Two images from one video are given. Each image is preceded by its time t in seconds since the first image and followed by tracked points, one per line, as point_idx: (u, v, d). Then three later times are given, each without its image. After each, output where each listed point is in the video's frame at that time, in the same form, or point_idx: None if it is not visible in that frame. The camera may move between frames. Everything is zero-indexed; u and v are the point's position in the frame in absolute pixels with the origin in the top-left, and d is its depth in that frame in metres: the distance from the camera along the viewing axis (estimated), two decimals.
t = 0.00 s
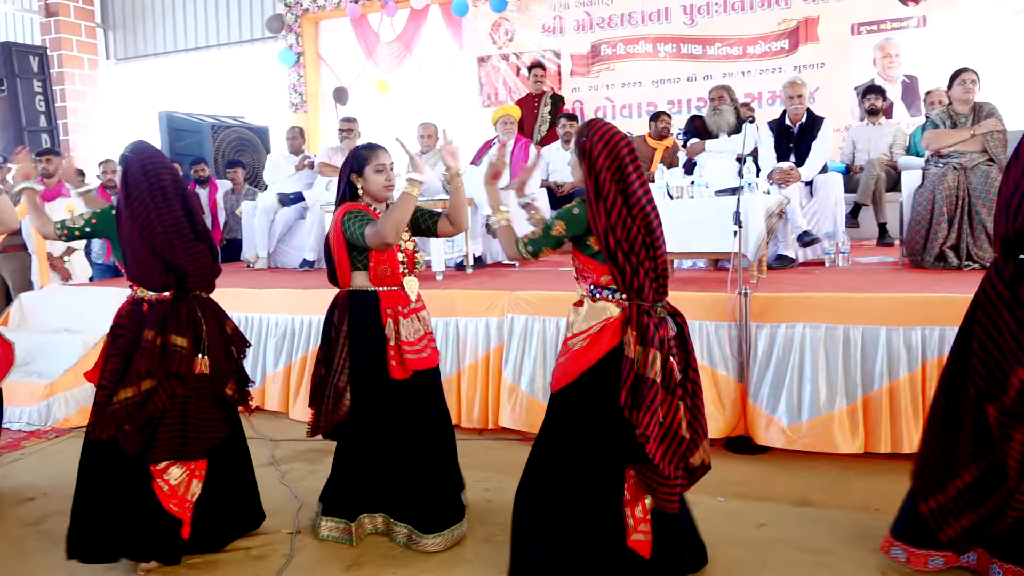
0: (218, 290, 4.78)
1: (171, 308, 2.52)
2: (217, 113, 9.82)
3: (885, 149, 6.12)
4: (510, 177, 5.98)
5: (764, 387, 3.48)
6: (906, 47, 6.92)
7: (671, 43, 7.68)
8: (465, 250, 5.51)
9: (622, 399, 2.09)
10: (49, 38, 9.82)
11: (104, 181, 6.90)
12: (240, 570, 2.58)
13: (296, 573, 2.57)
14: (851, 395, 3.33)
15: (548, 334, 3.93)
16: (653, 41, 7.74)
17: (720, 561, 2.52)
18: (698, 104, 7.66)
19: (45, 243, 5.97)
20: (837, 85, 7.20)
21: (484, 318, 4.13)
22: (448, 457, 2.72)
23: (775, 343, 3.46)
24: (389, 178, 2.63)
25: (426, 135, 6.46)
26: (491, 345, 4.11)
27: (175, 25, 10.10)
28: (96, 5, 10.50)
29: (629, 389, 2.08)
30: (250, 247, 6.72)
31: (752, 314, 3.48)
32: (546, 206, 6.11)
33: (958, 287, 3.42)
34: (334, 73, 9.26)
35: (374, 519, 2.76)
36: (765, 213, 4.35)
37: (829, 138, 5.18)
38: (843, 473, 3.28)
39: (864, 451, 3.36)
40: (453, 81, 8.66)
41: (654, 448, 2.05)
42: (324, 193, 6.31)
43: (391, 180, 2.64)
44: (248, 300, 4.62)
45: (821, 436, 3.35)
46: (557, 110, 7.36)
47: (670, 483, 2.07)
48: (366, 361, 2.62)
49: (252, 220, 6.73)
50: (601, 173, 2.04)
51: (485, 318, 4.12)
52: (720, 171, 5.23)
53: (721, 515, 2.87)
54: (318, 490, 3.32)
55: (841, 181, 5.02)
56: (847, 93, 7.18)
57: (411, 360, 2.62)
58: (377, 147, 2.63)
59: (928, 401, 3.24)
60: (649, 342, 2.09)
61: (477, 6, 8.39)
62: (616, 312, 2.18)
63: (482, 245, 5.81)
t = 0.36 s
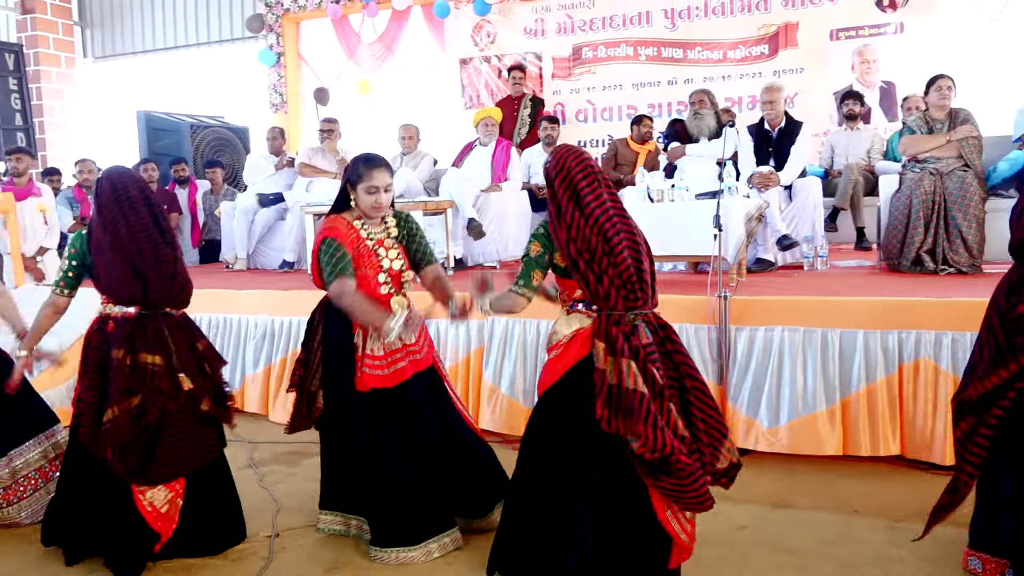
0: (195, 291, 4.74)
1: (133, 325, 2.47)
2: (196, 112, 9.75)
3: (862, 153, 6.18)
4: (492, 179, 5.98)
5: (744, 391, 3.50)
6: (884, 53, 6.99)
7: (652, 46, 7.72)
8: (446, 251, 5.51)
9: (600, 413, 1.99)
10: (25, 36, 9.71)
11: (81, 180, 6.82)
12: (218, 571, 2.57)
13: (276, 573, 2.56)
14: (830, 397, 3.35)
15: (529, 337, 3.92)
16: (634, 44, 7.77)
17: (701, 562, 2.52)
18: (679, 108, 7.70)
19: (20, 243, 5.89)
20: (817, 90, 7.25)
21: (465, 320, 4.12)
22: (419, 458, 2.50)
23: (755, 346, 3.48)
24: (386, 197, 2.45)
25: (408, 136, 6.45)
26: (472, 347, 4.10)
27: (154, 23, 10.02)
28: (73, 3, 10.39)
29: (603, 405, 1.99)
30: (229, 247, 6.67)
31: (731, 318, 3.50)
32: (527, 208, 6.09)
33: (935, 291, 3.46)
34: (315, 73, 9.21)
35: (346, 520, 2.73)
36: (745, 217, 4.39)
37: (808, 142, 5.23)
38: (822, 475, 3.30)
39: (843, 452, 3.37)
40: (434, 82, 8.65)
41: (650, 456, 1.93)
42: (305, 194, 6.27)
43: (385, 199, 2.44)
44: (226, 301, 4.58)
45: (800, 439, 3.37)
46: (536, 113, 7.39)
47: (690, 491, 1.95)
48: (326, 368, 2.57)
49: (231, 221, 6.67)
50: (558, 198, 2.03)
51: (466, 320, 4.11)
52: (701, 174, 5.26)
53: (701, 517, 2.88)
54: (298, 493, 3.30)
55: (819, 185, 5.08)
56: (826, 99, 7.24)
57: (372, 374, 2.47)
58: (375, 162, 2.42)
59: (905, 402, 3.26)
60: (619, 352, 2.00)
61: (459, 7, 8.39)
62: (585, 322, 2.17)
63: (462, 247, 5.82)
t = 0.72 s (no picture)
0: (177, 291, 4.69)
1: (63, 314, 2.55)
2: (178, 111, 9.67)
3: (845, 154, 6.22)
4: (477, 178, 5.97)
5: (728, 392, 3.51)
6: (866, 54, 7.03)
7: (637, 46, 7.74)
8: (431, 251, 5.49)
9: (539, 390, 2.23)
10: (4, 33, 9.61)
11: (61, 179, 6.75)
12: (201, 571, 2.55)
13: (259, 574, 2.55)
14: (813, 397, 3.37)
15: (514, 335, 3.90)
16: (619, 44, 7.79)
17: (681, 561, 2.51)
18: (663, 108, 7.72)
19: None
20: (800, 90, 7.29)
21: (450, 320, 4.09)
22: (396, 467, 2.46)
23: (739, 345, 3.49)
24: (381, 224, 2.31)
25: (392, 136, 6.43)
26: (457, 347, 4.08)
27: (136, 21, 9.96)
28: None
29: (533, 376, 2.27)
30: (212, 247, 6.62)
31: (716, 317, 3.51)
32: (512, 207, 6.07)
33: (916, 291, 3.49)
34: (299, 72, 9.17)
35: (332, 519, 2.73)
36: (728, 217, 4.41)
37: (792, 143, 5.25)
38: (806, 474, 3.32)
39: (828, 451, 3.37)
40: (419, 81, 8.63)
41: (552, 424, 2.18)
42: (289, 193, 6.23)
43: (379, 227, 2.31)
44: (209, 301, 4.55)
45: (785, 438, 3.39)
46: (518, 112, 7.40)
47: (588, 475, 2.13)
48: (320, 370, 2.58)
49: (214, 220, 6.63)
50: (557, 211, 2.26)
51: (451, 320, 4.10)
52: (686, 175, 5.27)
53: (686, 516, 2.89)
54: (282, 493, 3.29)
55: (803, 185, 5.11)
56: (809, 100, 7.28)
57: (354, 385, 2.44)
58: (369, 190, 2.26)
59: (889, 401, 3.27)
60: (559, 334, 2.23)
61: (445, 6, 8.37)
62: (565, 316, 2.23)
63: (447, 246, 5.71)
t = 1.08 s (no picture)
0: (156, 289, 4.65)
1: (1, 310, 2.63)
2: (158, 108, 9.59)
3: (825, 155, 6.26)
4: (458, 178, 5.96)
5: (709, 391, 3.53)
6: (846, 57, 7.09)
7: (619, 47, 7.75)
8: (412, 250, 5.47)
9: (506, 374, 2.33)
10: None
11: (38, 176, 6.67)
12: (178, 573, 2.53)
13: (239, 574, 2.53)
14: (791, 397, 3.39)
15: (495, 335, 3.88)
16: (601, 45, 7.81)
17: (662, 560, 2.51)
18: (646, 108, 7.74)
19: None
20: (780, 91, 7.33)
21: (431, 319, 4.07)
22: (378, 478, 2.41)
23: (719, 345, 3.51)
24: (355, 237, 2.29)
25: (374, 135, 6.41)
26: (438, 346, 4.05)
27: (116, 17, 9.87)
28: None
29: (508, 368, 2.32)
30: (191, 245, 6.56)
31: (697, 317, 3.52)
32: (494, 206, 6.07)
33: (895, 292, 3.52)
34: (280, 70, 9.12)
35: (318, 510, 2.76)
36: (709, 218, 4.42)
37: (772, 144, 5.28)
38: (784, 473, 3.34)
39: (806, 451, 3.40)
40: (401, 80, 8.61)
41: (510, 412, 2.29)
42: (269, 191, 6.19)
43: (349, 241, 2.28)
44: (188, 300, 4.51)
45: (765, 437, 3.41)
46: (496, 112, 7.41)
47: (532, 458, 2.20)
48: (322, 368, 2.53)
49: (194, 218, 6.58)
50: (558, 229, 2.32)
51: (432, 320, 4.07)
52: (667, 175, 5.29)
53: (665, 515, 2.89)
54: (261, 494, 3.26)
55: (783, 187, 5.14)
56: (789, 101, 7.33)
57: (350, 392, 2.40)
58: (336, 205, 2.23)
59: (867, 401, 3.29)
60: (519, 325, 2.33)
61: (427, 5, 8.36)
62: (559, 304, 2.21)
63: (429, 246, 5.76)
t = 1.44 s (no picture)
0: (102, 291, 4.55)
1: None
2: (106, 106, 9.39)
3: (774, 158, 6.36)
4: (413, 178, 5.92)
5: (660, 392, 3.56)
6: (795, 61, 7.22)
7: (573, 49, 7.80)
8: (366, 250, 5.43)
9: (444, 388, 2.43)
10: None
11: None
12: None
13: None
14: (741, 396, 3.45)
15: (449, 336, 3.86)
16: (556, 46, 7.84)
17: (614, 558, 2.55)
18: (600, 110, 7.79)
19: None
20: (731, 94, 7.44)
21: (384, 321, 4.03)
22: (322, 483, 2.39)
23: (671, 345, 3.55)
24: (277, 205, 2.31)
25: (327, 134, 6.35)
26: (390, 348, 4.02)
27: (62, 13, 9.66)
28: None
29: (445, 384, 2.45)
30: (139, 246, 6.44)
31: (648, 317, 3.56)
32: (448, 207, 6.06)
33: (841, 292, 3.60)
34: (231, 68, 8.98)
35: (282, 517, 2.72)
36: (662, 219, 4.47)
37: (722, 147, 5.36)
38: (734, 471, 3.39)
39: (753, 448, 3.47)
40: (355, 79, 8.54)
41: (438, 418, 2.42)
42: (219, 191, 6.10)
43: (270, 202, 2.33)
44: (134, 302, 4.42)
45: (716, 436, 3.46)
46: (448, 112, 7.40)
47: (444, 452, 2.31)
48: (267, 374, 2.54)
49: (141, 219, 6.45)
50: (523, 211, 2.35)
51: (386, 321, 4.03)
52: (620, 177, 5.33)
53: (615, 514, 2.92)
54: (209, 499, 3.21)
55: (734, 189, 5.23)
56: (740, 104, 7.44)
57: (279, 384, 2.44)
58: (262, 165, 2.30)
59: (814, 400, 3.36)
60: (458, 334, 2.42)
61: (381, 5, 8.31)
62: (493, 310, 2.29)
63: (383, 246, 5.72)
